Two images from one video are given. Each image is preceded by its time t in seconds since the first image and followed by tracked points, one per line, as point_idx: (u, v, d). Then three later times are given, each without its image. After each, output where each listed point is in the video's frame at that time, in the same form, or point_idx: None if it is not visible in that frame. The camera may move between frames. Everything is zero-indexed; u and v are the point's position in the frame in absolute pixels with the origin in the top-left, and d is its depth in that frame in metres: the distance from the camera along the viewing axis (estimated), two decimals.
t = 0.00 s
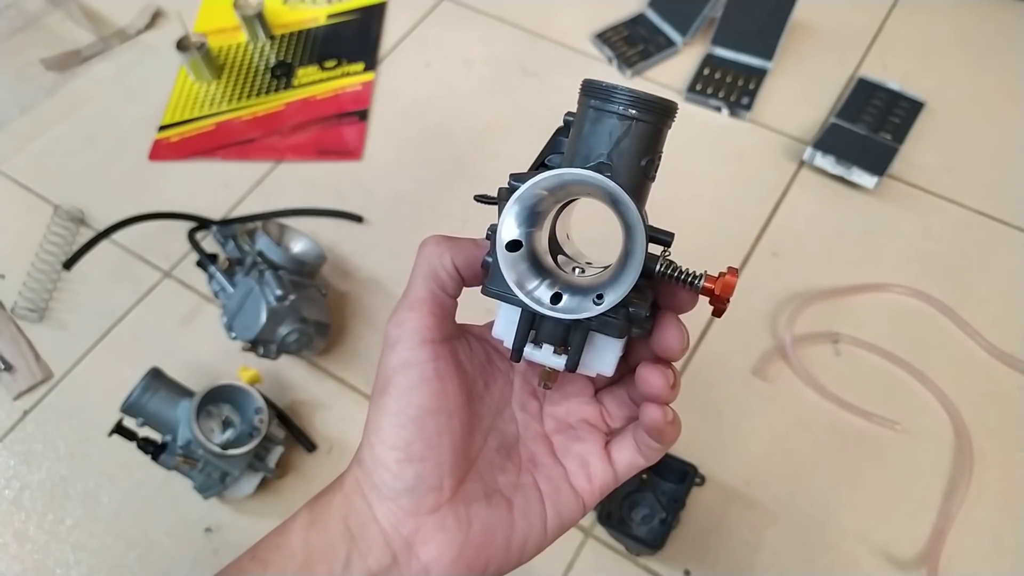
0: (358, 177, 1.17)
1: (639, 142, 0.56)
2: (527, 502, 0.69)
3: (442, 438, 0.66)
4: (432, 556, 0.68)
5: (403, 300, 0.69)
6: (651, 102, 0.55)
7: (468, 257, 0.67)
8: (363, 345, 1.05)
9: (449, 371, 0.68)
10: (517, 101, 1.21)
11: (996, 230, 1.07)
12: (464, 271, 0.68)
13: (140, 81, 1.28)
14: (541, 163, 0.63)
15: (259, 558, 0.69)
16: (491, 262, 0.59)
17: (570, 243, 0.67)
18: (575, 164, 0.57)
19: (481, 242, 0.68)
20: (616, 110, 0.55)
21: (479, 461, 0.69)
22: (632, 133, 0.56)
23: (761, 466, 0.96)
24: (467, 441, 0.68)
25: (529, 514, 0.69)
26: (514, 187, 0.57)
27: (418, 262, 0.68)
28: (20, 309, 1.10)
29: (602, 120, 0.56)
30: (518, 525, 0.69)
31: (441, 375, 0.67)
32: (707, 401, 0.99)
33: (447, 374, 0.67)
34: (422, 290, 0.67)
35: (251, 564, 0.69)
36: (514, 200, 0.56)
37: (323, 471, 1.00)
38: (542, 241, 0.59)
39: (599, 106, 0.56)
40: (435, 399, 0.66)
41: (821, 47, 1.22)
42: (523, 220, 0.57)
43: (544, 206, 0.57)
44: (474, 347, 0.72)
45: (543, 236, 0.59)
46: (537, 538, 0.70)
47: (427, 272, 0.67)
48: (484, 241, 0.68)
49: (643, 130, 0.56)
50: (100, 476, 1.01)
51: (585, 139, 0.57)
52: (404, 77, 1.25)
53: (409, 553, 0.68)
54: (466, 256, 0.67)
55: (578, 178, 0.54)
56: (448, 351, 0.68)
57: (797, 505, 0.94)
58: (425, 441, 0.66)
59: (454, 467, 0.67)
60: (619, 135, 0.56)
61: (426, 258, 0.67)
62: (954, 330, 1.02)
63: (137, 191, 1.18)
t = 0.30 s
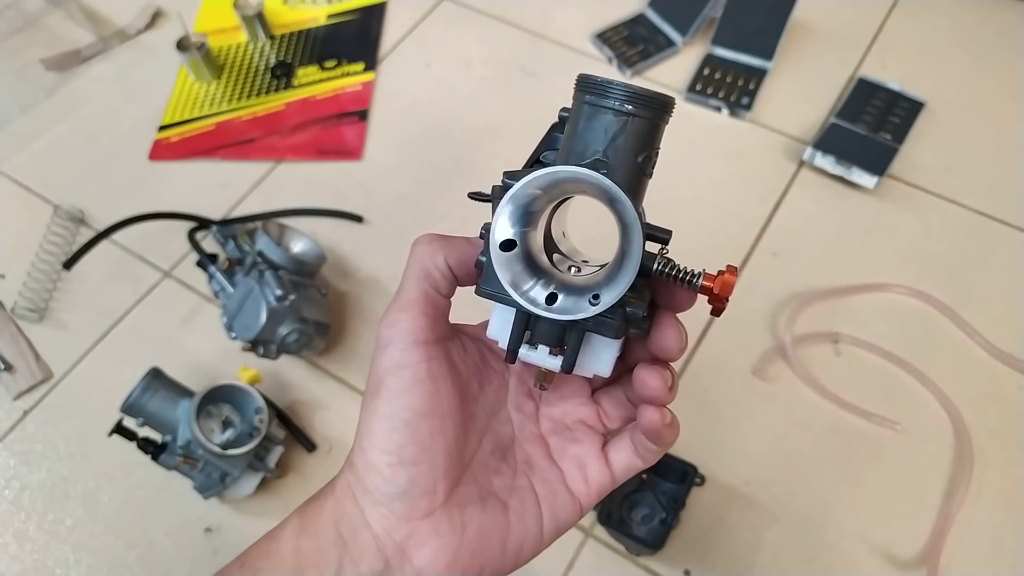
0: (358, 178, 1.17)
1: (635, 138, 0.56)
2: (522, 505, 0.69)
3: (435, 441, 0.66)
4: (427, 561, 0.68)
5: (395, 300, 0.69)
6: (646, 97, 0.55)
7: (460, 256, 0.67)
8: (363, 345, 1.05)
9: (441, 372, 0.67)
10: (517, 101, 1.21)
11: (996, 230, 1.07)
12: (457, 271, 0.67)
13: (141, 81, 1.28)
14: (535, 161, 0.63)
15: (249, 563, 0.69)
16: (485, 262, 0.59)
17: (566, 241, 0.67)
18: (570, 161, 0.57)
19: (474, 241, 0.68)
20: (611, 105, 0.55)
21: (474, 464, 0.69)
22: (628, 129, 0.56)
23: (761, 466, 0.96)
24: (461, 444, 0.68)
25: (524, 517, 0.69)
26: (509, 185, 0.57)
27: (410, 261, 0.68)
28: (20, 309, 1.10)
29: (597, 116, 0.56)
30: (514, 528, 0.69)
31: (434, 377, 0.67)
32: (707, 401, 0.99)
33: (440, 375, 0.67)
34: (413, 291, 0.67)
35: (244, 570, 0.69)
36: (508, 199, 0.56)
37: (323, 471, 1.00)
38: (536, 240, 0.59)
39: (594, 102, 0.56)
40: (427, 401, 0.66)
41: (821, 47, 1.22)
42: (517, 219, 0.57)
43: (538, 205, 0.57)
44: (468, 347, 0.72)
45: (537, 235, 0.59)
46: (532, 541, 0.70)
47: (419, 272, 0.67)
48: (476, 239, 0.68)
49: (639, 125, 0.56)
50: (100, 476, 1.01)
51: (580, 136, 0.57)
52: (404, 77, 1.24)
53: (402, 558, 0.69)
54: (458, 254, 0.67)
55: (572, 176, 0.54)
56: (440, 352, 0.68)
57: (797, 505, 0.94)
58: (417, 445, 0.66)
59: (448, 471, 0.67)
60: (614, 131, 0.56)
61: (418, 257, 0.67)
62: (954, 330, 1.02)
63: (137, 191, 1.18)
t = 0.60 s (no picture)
0: (358, 178, 1.17)
1: (636, 142, 0.56)
2: (521, 509, 0.69)
3: (434, 445, 0.66)
4: (426, 565, 0.68)
5: (394, 302, 0.69)
6: (647, 101, 0.55)
7: (460, 259, 0.66)
8: (363, 345, 1.05)
9: (441, 376, 0.67)
10: (517, 101, 1.21)
11: (996, 230, 1.07)
12: (456, 274, 0.67)
13: (141, 81, 1.28)
14: (536, 163, 0.62)
15: (248, 566, 0.70)
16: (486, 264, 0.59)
17: (566, 244, 0.67)
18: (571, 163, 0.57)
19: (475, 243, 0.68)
20: (612, 109, 0.55)
21: (473, 469, 0.70)
22: (629, 132, 0.55)
23: (761, 466, 0.96)
24: (460, 448, 0.68)
25: (524, 522, 0.69)
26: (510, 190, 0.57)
27: (410, 264, 0.68)
28: (20, 309, 1.10)
29: (598, 120, 0.56)
30: (513, 533, 0.69)
31: (434, 381, 0.67)
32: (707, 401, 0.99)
33: (439, 379, 0.67)
34: (413, 294, 0.67)
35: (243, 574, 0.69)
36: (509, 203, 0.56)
37: (323, 471, 1.00)
38: (536, 244, 0.59)
39: (595, 105, 0.56)
40: (427, 406, 0.66)
41: (820, 47, 1.22)
42: (518, 224, 0.57)
43: (538, 209, 0.57)
44: (467, 351, 0.72)
45: (537, 239, 0.59)
46: (532, 546, 0.70)
47: (418, 275, 0.67)
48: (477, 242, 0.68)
49: (640, 128, 0.55)
50: (100, 476, 1.01)
51: (580, 139, 0.56)
52: (404, 77, 1.24)
53: (402, 562, 0.69)
54: (457, 258, 0.67)
55: (572, 181, 0.54)
56: (440, 355, 0.68)
57: (797, 505, 0.94)
58: (417, 450, 0.66)
59: (447, 475, 0.67)
60: (616, 134, 0.56)
61: (418, 260, 0.67)
62: (954, 330, 1.02)
63: (137, 191, 1.18)
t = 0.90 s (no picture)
0: (358, 178, 1.17)
1: (692, 142, 0.56)
2: (531, 515, 0.69)
3: (446, 451, 0.66)
4: (433, 570, 0.68)
5: (417, 303, 0.68)
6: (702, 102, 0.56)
7: (492, 261, 0.65)
8: (363, 345, 1.05)
9: (457, 380, 0.67)
10: (517, 101, 1.21)
11: (995, 230, 1.07)
12: (484, 277, 0.66)
13: (141, 81, 1.28)
14: (566, 163, 0.62)
15: (255, 565, 0.70)
16: (546, 267, 0.55)
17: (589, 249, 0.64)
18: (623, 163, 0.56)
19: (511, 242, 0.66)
20: (668, 108, 0.55)
21: (485, 473, 0.70)
22: (685, 133, 0.55)
23: (761, 466, 0.96)
24: (471, 453, 0.68)
25: (533, 528, 0.69)
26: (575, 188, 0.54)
27: (437, 264, 0.67)
28: (20, 309, 1.10)
29: (655, 120, 0.56)
30: (522, 538, 0.69)
31: (450, 386, 0.66)
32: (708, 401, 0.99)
33: (456, 384, 0.67)
34: (436, 297, 0.66)
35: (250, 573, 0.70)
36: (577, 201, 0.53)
37: (323, 471, 1.00)
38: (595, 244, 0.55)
39: (651, 105, 0.56)
40: (441, 412, 0.66)
41: (821, 47, 1.22)
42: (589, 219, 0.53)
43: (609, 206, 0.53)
44: (485, 354, 0.72)
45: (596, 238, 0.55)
46: (541, 551, 0.70)
47: (447, 276, 0.66)
48: (516, 241, 0.66)
49: (694, 130, 0.56)
50: (100, 476, 1.01)
51: (635, 138, 0.56)
52: (404, 77, 1.25)
53: (408, 566, 0.69)
54: (491, 258, 0.65)
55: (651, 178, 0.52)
56: (457, 359, 0.68)
57: (797, 505, 0.94)
58: (428, 455, 0.66)
59: (456, 482, 0.67)
60: (672, 134, 0.55)
61: (447, 260, 0.66)
62: (954, 330, 1.02)
63: (137, 191, 1.18)
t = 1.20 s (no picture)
0: (358, 178, 1.17)
1: (682, 144, 0.56)
2: (522, 514, 0.69)
3: (437, 452, 0.66)
4: (424, 568, 0.68)
5: (408, 305, 0.68)
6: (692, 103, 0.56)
7: (485, 264, 0.65)
8: (363, 345, 1.05)
9: (449, 381, 0.67)
10: (517, 101, 1.21)
11: (996, 230, 1.07)
12: (477, 280, 0.66)
13: (140, 81, 1.28)
14: (552, 170, 0.61)
15: (246, 566, 0.70)
16: (558, 268, 0.55)
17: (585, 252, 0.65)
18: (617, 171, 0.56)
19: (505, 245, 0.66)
20: (659, 110, 0.55)
21: (476, 472, 0.70)
22: (677, 135, 0.56)
23: (761, 466, 0.96)
24: (463, 452, 0.68)
25: (524, 526, 0.69)
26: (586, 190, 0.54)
27: (430, 266, 0.67)
28: (20, 309, 1.10)
29: (645, 122, 0.56)
30: (513, 537, 0.69)
31: (442, 387, 0.66)
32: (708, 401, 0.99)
33: (448, 384, 0.67)
34: (428, 299, 0.66)
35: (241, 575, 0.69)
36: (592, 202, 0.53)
37: (323, 471, 1.00)
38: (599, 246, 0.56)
39: (641, 111, 0.56)
40: (432, 412, 0.66)
41: (820, 47, 1.22)
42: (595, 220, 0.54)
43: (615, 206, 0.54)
44: (476, 354, 0.72)
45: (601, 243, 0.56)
46: (531, 549, 0.70)
47: (440, 278, 0.66)
48: (511, 244, 0.66)
49: (685, 131, 0.56)
50: (100, 476, 1.01)
51: (628, 145, 0.56)
52: (404, 77, 1.25)
53: (399, 565, 0.69)
54: (485, 261, 0.65)
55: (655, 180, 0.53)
56: (449, 359, 0.68)
57: (797, 505, 0.94)
58: (419, 455, 0.66)
59: (447, 481, 0.67)
60: (665, 138, 0.55)
61: (440, 263, 0.66)
62: (954, 330, 1.02)
63: (137, 192, 1.18)
